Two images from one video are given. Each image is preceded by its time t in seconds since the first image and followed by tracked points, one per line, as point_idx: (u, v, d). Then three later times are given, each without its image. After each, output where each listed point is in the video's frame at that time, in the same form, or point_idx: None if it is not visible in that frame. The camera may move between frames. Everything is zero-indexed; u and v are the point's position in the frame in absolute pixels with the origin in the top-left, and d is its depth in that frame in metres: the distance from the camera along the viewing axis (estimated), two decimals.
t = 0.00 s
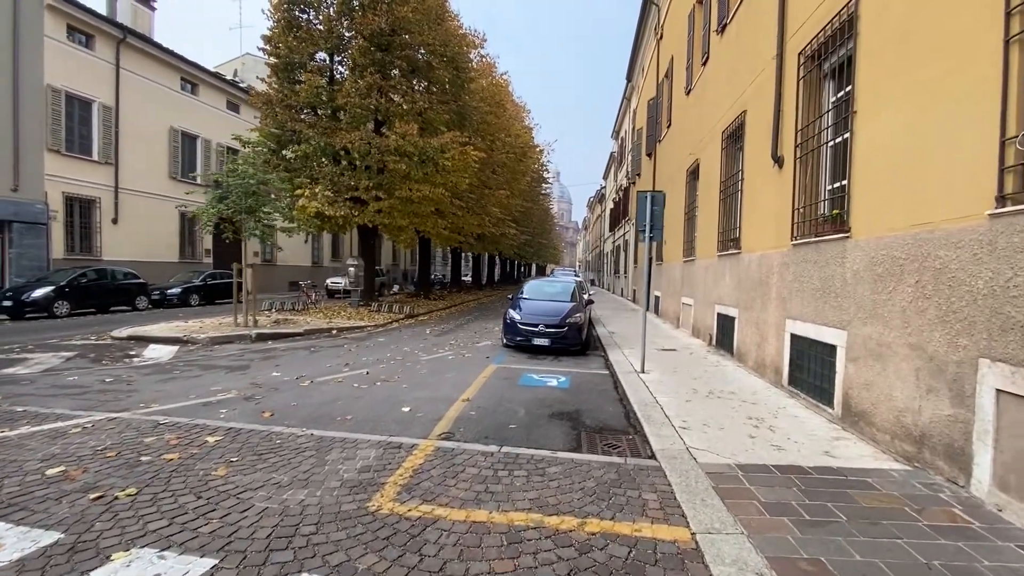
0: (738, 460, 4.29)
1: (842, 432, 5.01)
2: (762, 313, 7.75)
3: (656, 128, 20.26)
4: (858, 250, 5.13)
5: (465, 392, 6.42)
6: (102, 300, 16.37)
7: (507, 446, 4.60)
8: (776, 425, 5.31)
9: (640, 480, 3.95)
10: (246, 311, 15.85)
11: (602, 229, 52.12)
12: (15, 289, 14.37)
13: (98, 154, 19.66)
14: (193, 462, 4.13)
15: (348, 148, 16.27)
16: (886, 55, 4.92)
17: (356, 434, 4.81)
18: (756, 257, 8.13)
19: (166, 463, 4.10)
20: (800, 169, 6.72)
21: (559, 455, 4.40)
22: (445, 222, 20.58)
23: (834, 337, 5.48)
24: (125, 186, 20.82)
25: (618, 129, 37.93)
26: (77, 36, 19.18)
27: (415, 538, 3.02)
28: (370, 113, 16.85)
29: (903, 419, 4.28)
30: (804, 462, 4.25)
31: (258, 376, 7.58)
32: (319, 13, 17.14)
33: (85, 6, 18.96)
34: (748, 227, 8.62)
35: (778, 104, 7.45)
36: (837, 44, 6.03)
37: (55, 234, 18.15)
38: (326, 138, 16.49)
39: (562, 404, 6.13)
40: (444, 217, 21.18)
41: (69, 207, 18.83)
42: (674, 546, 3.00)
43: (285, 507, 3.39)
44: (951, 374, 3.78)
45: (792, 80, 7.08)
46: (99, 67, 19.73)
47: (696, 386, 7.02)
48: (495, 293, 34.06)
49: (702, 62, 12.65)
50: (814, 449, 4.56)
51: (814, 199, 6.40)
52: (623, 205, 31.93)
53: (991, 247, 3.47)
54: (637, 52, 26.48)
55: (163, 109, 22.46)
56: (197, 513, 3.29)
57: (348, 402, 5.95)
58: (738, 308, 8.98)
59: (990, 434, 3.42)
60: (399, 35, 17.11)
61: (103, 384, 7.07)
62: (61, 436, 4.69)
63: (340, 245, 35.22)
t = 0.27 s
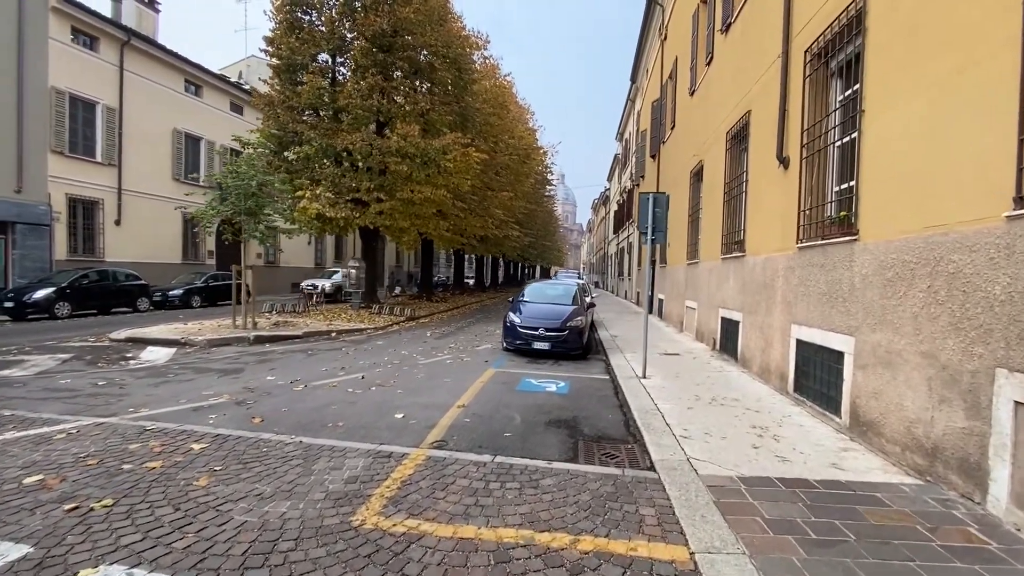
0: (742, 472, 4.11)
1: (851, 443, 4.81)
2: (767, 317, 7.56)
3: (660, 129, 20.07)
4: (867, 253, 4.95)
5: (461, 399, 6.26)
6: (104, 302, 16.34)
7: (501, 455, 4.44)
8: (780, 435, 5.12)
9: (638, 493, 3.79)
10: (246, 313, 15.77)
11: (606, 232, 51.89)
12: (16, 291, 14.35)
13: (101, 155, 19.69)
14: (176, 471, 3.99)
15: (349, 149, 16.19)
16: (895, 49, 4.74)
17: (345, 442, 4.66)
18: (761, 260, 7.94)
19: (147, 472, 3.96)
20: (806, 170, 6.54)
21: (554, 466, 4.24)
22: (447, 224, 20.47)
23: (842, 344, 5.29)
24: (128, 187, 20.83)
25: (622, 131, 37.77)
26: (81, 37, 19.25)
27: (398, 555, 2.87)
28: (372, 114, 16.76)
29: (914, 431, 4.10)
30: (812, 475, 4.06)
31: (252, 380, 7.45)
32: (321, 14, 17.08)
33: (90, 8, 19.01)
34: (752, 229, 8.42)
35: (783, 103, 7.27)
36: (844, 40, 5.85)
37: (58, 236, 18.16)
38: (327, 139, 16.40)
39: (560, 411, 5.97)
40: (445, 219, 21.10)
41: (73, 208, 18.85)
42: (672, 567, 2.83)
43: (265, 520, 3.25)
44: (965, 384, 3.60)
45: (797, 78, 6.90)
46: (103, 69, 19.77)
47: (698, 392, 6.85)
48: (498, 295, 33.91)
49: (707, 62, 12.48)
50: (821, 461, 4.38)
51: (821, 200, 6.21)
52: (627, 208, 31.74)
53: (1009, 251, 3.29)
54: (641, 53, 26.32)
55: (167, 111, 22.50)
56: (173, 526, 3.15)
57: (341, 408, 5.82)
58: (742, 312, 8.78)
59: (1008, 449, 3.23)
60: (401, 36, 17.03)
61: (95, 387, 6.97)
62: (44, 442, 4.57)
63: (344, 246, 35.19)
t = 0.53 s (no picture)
0: (744, 481, 3.96)
1: (857, 451, 4.65)
2: (771, 320, 7.40)
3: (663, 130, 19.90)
4: (873, 254, 4.80)
5: (456, 403, 6.12)
6: (103, 303, 16.29)
7: (495, 463, 4.30)
8: (784, 442, 4.96)
9: (636, 504, 3.64)
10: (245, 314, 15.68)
11: (609, 233, 51.70)
12: (15, 291, 14.30)
13: (103, 156, 19.68)
14: (158, 478, 3.87)
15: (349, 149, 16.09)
16: (902, 43, 4.59)
17: (334, 449, 4.53)
18: (764, 262, 7.78)
19: (128, 478, 3.84)
20: (811, 169, 6.38)
21: (549, 474, 4.09)
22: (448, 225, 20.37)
23: (848, 348, 5.13)
24: (129, 188, 20.80)
25: (624, 132, 37.61)
26: (82, 38, 19.25)
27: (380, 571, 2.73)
28: (372, 114, 16.67)
29: (923, 438, 3.93)
30: (816, 485, 3.91)
31: (247, 382, 7.34)
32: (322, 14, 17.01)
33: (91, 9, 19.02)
34: (756, 230, 8.26)
35: (787, 101, 7.11)
36: (849, 36, 5.69)
37: (58, 236, 18.14)
38: (327, 140, 16.31)
39: (558, 416, 5.81)
40: (446, 220, 20.98)
41: (74, 209, 18.84)
42: None
43: (245, 532, 3.11)
44: (977, 391, 3.45)
45: (802, 76, 6.75)
46: (105, 69, 19.77)
47: (700, 397, 6.69)
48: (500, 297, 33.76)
49: (709, 61, 12.32)
50: (827, 469, 4.21)
51: (825, 200, 6.05)
52: (630, 209, 31.57)
53: None
54: (644, 54, 26.19)
55: (169, 112, 22.49)
56: (148, 538, 3.02)
57: (333, 412, 5.69)
58: (745, 314, 8.61)
59: None
60: (402, 36, 16.95)
61: (86, 389, 6.87)
62: (26, 447, 4.46)
63: (346, 247, 35.14)
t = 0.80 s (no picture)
0: (743, 489, 3.81)
1: (860, 457, 4.49)
2: (771, 321, 7.25)
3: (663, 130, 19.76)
4: (876, 254, 4.66)
5: (449, 407, 5.97)
6: (99, 305, 16.18)
7: (485, 469, 4.16)
8: (785, 447, 4.81)
9: (629, 514, 3.49)
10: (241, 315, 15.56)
11: (609, 235, 51.54)
12: (9, 294, 14.20)
13: (99, 157, 19.60)
14: (134, 486, 3.73)
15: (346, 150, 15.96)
16: (904, 39, 4.46)
17: (320, 455, 4.39)
18: (764, 262, 7.63)
19: (103, 486, 3.71)
20: (811, 168, 6.24)
21: (540, 482, 3.95)
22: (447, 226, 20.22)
23: (850, 350, 4.98)
24: (126, 190, 20.72)
25: (625, 133, 37.46)
26: (79, 40, 19.20)
27: None
28: (369, 115, 16.55)
29: (929, 445, 3.78)
30: (817, 493, 3.76)
31: (237, 385, 7.21)
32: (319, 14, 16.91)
33: (88, 10, 18.96)
34: (756, 230, 8.12)
35: (788, 99, 6.96)
36: (850, 31, 5.55)
37: (55, 238, 18.05)
38: (324, 140, 16.18)
39: (552, 420, 5.66)
40: (445, 221, 20.82)
41: (70, 211, 18.76)
42: None
43: (218, 544, 2.98)
44: (985, 396, 3.30)
45: (802, 72, 6.60)
46: (101, 70, 19.71)
47: (698, 400, 6.54)
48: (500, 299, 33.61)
49: (709, 60, 12.18)
50: (829, 476, 4.06)
51: (826, 199, 5.90)
52: (630, 210, 31.41)
53: None
54: (643, 54, 26.06)
55: (166, 113, 22.41)
56: (117, 550, 2.89)
57: (322, 416, 5.55)
58: (745, 316, 8.47)
59: None
60: (399, 36, 16.84)
61: (73, 393, 6.75)
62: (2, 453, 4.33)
63: (346, 249, 35.01)
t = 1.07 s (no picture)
0: (736, 499, 3.68)
1: (857, 464, 4.36)
2: (768, 324, 7.12)
3: (660, 131, 19.65)
4: (873, 255, 4.54)
5: (437, 413, 5.83)
6: (90, 308, 16.02)
7: (470, 479, 4.02)
8: (780, 453, 4.68)
9: (617, 526, 3.35)
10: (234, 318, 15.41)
11: (608, 236, 51.41)
12: None
13: (92, 160, 19.46)
14: (104, 498, 3.60)
15: (340, 151, 15.80)
16: (902, 34, 4.35)
17: (300, 465, 4.25)
18: (761, 263, 7.51)
19: (72, 499, 3.58)
20: (807, 167, 6.12)
21: (527, 492, 3.81)
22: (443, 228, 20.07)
23: (848, 354, 4.85)
24: (120, 192, 20.57)
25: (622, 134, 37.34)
26: (72, 41, 19.07)
27: None
28: (364, 116, 16.40)
29: (928, 452, 3.66)
30: (813, 503, 3.63)
31: (223, 390, 7.07)
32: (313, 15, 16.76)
33: (81, 12, 18.84)
34: (752, 230, 8.00)
35: (784, 97, 6.84)
36: (846, 27, 5.44)
37: (47, 241, 17.90)
38: (318, 142, 16.03)
39: (543, 426, 5.52)
40: (441, 223, 20.67)
41: (63, 213, 18.62)
42: None
43: (185, 561, 2.84)
44: (986, 403, 3.17)
45: (798, 70, 6.49)
46: (94, 72, 19.59)
47: (693, 405, 6.41)
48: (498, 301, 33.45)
49: (705, 59, 12.07)
50: (826, 484, 3.93)
51: (822, 199, 5.78)
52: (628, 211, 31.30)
53: None
54: (640, 55, 25.98)
55: (160, 115, 22.27)
56: (77, 569, 2.74)
57: (307, 423, 5.41)
58: (742, 318, 8.34)
59: None
60: (394, 36, 16.71)
61: (54, 399, 6.60)
62: None
63: (342, 251, 34.83)
